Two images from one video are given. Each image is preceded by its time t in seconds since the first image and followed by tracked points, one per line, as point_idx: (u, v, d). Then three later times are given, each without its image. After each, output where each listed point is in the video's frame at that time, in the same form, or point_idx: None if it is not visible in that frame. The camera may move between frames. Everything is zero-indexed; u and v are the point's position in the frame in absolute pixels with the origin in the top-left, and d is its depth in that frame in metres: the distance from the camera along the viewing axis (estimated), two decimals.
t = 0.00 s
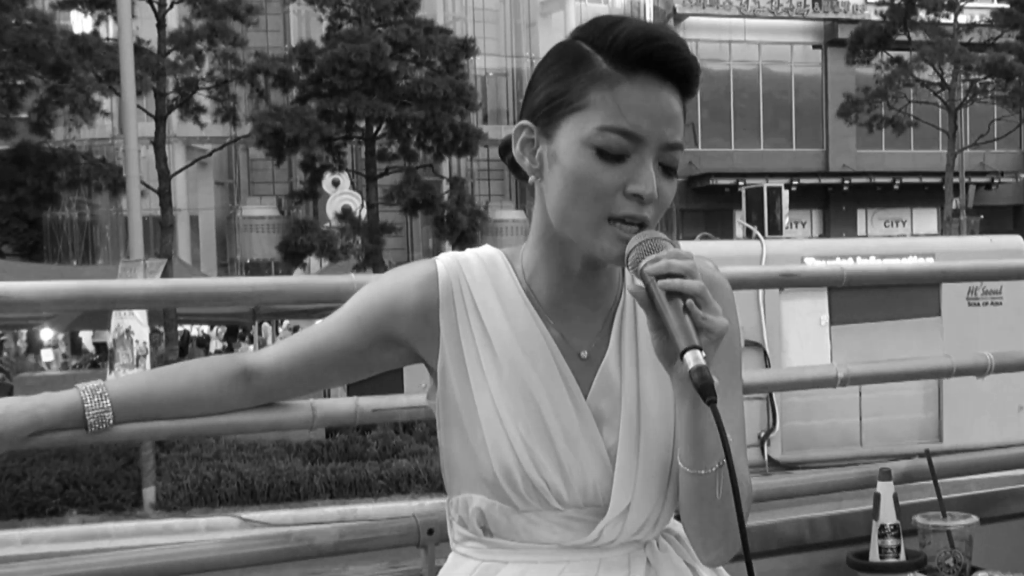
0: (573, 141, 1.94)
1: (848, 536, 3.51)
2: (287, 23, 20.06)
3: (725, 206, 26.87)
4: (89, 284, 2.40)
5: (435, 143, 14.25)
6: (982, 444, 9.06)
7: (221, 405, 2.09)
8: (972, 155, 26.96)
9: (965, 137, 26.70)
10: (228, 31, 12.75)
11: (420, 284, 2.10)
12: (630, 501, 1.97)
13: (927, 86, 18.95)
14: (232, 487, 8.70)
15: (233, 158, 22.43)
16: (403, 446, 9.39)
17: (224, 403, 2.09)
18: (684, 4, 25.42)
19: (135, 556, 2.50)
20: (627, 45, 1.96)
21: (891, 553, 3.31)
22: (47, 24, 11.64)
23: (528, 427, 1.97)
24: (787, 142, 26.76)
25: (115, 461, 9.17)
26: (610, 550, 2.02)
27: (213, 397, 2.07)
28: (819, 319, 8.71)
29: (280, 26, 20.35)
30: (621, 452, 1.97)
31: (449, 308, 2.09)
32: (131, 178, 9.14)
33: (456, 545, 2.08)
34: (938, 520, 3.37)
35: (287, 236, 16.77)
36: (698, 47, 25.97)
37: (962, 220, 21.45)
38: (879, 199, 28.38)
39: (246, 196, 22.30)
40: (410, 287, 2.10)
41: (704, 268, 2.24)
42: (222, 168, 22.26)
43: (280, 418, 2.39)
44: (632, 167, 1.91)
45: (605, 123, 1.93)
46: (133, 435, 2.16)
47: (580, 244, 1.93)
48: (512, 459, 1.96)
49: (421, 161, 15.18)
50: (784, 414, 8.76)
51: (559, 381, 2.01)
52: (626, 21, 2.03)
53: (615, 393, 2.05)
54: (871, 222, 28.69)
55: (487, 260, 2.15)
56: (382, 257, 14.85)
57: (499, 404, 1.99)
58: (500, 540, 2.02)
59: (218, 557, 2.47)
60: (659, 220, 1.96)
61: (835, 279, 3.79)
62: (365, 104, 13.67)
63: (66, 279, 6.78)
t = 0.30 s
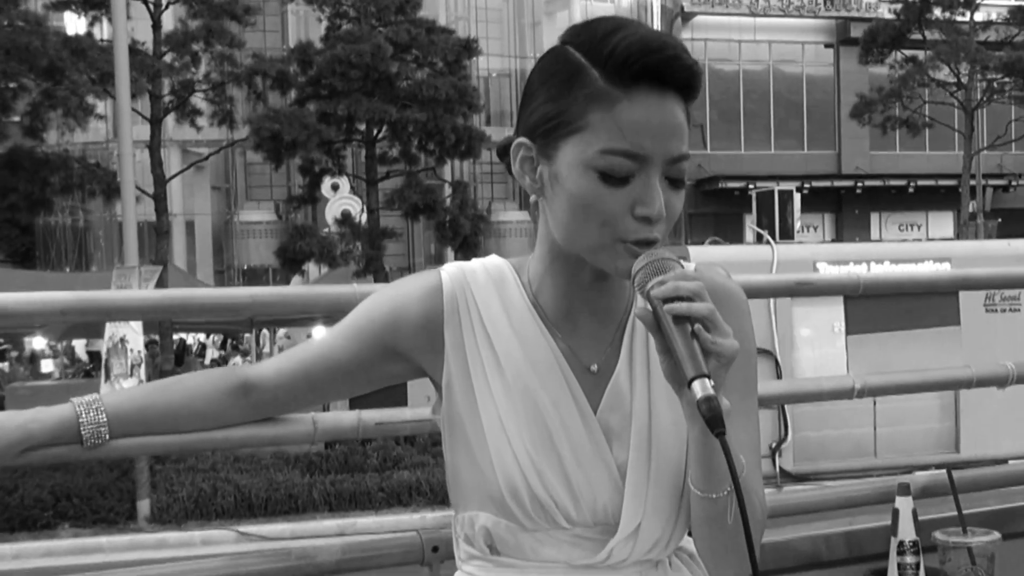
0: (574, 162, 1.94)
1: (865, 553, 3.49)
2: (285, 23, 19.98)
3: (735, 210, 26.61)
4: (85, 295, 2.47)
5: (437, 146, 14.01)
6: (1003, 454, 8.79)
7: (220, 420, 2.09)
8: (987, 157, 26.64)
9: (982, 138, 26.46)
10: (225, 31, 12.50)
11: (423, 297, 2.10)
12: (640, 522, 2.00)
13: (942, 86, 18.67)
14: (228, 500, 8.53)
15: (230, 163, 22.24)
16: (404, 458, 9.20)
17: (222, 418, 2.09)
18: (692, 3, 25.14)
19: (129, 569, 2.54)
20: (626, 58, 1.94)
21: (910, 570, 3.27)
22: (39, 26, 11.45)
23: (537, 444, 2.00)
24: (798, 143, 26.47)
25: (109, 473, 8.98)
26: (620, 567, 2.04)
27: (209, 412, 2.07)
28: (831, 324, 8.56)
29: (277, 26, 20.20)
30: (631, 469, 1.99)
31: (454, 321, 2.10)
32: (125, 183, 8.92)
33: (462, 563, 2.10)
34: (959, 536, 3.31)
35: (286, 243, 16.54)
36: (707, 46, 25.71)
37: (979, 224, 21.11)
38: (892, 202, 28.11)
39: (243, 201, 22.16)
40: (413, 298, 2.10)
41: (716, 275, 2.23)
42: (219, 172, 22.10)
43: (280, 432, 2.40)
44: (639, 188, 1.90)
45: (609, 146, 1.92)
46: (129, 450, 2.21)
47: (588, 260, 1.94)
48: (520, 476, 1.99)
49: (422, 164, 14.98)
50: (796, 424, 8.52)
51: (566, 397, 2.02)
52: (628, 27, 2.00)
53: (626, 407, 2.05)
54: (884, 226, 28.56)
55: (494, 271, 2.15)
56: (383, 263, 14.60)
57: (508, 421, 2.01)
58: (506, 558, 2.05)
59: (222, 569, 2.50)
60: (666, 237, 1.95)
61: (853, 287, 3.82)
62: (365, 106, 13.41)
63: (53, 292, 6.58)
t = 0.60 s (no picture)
0: (571, 184, 2.00)
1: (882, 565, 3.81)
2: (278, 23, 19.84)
3: (743, 214, 26.38)
4: (76, 304, 2.52)
5: (436, 149, 13.78)
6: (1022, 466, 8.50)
7: (219, 433, 2.15)
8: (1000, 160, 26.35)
9: (995, 140, 26.24)
10: (219, 33, 12.37)
11: (429, 306, 2.16)
12: (651, 535, 2.03)
13: (955, 85, 18.42)
14: (222, 513, 8.27)
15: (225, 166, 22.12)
16: (402, 470, 8.99)
17: (221, 432, 2.15)
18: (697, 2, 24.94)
19: None
20: (608, 71, 1.98)
21: None
22: (28, 27, 11.51)
23: (546, 455, 2.04)
24: (807, 145, 26.21)
25: (99, 486, 8.79)
26: None
27: (208, 425, 2.13)
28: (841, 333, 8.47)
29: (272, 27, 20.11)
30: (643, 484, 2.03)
31: (461, 329, 2.15)
32: (119, 188, 8.74)
33: None
34: (978, 552, 3.59)
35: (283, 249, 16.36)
36: (713, 47, 25.51)
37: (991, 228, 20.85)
38: (903, 206, 27.87)
39: (238, 206, 21.92)
40: (418, 309, 2.16)
41: (726, 281, 2.26)
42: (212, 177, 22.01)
43: (277, 444, 2.48)
44: (641, 200, 1.97)
45: (604, 164, 1.99)
46: (117, 465, 2.32)
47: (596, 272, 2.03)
48: (529, 489, 2.03)
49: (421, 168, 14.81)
50: (805, 435, 8.30)
51: (575, 410, 2.07)
52: (608, 32, 2.03)
53: (637, 419, 2.10)
54: (897, 231, 28.14)
55: (501, 279, 2.20)
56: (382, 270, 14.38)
57: (516, 433, 2.06)
58: (512, 571, 2.07)
59: None
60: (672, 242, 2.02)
61: (866, 294, 3.64)
62: (362, 109, 13.24)
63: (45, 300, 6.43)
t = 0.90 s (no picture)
0: (557, 186, 1.84)
1: None
2: (266, 20, 19.74)
3: (743, 216, 26.21)
4: (63, 310, 2.46)
5: (428, 148, 13.52)
6: None
7: (207, 441, 2.02)
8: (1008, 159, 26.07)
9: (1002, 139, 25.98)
10: (205, 29, 12.14)
11: (425, 311, 2.01)
12: (653, 546, 1.87)
13: (962, 84, 18.15)
14: (207, 524, 8.07)
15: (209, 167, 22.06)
16: (393, 479, 8.80)
17: (209, 439, 2.02)
18: None
19: None
20: (591, 70, 1.81)
21: None
22: (10, 25, 11.24)
23: (545, 464, 1.89)
24: (810, 145, 25.94)
25: (80, 495, 8.54)
26: None
27: (197, 432, 2.01)
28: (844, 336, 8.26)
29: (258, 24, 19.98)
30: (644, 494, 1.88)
31: (456, 333, 2.01)
32: (100, 188, 8.48)
33: None
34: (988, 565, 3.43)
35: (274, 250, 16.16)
36: (712, 44, 25.21)
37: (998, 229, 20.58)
38: (908, 206, 27.60)
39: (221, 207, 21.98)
40: (414, 313, 2.01)
41: (728, 287, 2.12)
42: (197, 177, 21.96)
43: (266, 455, 2.39)
44: (630, 201, 1.80)
45: (588, 164, 1.82)
46: (102, 476, 2.22)
47: (591, 280, 1.85)
48: (526, 499, 1.88)
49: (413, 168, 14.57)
50: (807, 443, 8.04)
51: (578, 417, 1.93)
52: (591, 29, 1.86)
53: (638, 426, 1.95)
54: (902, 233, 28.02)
55: (497, 284, 2.05)
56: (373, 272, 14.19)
57: (513, 439, 1.91)
58: None
59: None
60: (668, 244, 1.84)
61: (872, 299, 3.40)
62: (352, 107, 12.97)
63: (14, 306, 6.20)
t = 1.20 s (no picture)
0: (549, 185, 1.76)
1: None
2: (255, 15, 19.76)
3: (740, 216, 25.98)
4: (45, 312, 2.34)
5: (417, 146, 13.23)
6: None
7: (189, 449, 1.93)
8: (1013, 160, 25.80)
9: (1006, 139, 25.71)
10: (188, 23, 11.94)
11: (415, 316, 1.95)
12: (652, 557, 1.82)
13: (965, 82, 17.88)
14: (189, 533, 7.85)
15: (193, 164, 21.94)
16: (379, 486, 8.61)
17: (191, 447, 1.94)
18: None
19: None
20: (581, 68, 1.73)
21: None
22: None
23: (542, 474, 1.85)
24: (809, 145, 25.70)
25: (57, 501, 8.34)
26: None
27: (179, 440, 1.92)
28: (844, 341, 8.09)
29: (245, 19, 19.85)
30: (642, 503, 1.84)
31: (449, 339, 1.95)
32: (80, 186, 8.25)
33: None
34: None
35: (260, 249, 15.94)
36: (709, 40, 24.97)
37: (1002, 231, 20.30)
38: (910, 208, 27.37)
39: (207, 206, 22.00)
40: (404, 317, 1.95)
41: (730, 287, 2.01)
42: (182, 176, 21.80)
43: (255, 463, 2.24)
44: (624, 201, 1.73)
45: (581, 164, 1.74)
46: (85, 483, 2.11)
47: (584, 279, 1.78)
48: (521, 510, 1.83)
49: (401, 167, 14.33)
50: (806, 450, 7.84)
51: (573, 425, 1.88)
52: (585, 26, 1.78)
53: (637, 435, 1.90)
54: (903, 234, 27.75)
55: (491, 287, 2.00)
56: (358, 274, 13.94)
57: (508, 448, 1.87)
58: None
59: None
60: (667, 245, 1.77)
61: (878, 303, 3.15)
62: (340, 104, 12.74)
63: None
